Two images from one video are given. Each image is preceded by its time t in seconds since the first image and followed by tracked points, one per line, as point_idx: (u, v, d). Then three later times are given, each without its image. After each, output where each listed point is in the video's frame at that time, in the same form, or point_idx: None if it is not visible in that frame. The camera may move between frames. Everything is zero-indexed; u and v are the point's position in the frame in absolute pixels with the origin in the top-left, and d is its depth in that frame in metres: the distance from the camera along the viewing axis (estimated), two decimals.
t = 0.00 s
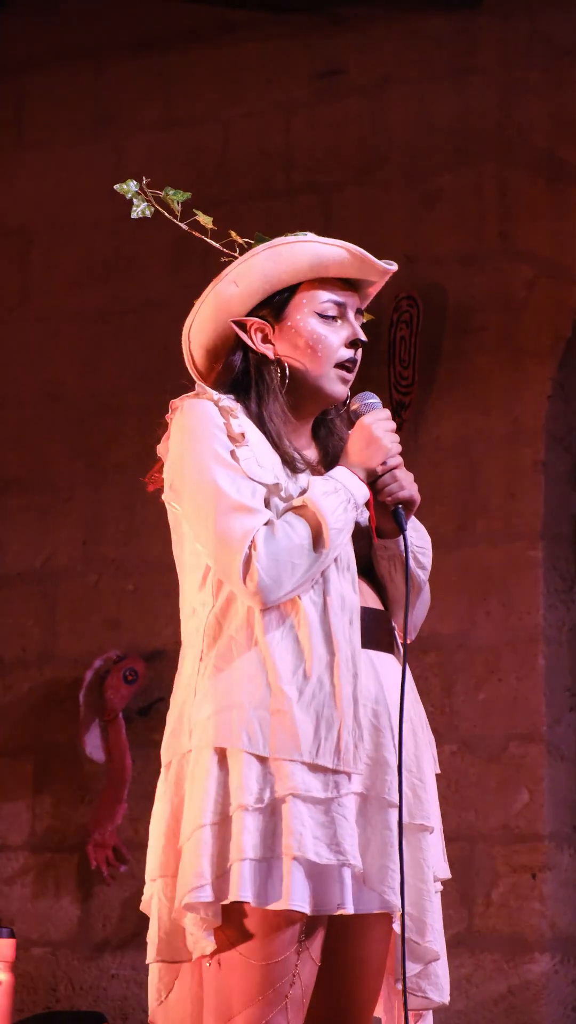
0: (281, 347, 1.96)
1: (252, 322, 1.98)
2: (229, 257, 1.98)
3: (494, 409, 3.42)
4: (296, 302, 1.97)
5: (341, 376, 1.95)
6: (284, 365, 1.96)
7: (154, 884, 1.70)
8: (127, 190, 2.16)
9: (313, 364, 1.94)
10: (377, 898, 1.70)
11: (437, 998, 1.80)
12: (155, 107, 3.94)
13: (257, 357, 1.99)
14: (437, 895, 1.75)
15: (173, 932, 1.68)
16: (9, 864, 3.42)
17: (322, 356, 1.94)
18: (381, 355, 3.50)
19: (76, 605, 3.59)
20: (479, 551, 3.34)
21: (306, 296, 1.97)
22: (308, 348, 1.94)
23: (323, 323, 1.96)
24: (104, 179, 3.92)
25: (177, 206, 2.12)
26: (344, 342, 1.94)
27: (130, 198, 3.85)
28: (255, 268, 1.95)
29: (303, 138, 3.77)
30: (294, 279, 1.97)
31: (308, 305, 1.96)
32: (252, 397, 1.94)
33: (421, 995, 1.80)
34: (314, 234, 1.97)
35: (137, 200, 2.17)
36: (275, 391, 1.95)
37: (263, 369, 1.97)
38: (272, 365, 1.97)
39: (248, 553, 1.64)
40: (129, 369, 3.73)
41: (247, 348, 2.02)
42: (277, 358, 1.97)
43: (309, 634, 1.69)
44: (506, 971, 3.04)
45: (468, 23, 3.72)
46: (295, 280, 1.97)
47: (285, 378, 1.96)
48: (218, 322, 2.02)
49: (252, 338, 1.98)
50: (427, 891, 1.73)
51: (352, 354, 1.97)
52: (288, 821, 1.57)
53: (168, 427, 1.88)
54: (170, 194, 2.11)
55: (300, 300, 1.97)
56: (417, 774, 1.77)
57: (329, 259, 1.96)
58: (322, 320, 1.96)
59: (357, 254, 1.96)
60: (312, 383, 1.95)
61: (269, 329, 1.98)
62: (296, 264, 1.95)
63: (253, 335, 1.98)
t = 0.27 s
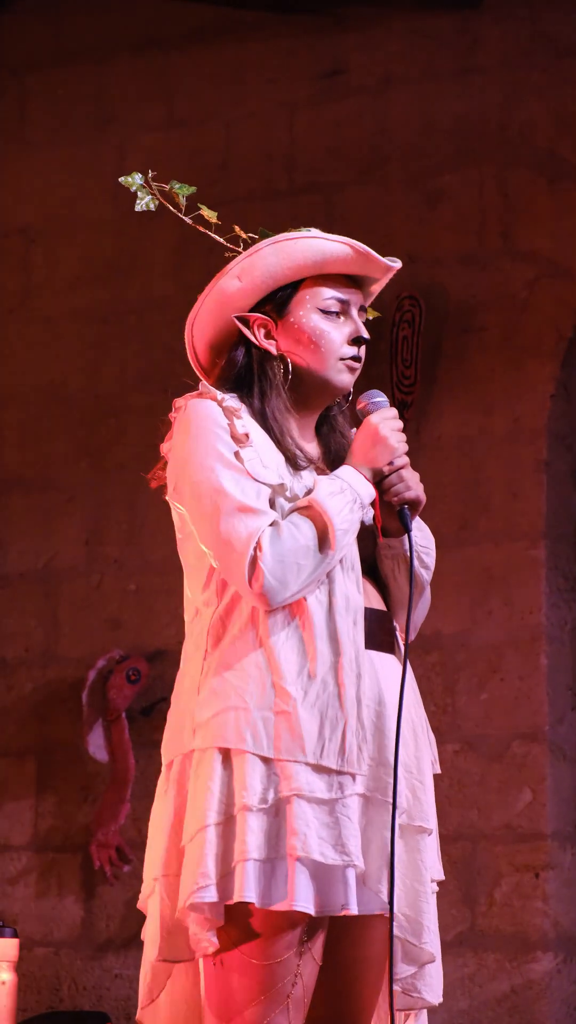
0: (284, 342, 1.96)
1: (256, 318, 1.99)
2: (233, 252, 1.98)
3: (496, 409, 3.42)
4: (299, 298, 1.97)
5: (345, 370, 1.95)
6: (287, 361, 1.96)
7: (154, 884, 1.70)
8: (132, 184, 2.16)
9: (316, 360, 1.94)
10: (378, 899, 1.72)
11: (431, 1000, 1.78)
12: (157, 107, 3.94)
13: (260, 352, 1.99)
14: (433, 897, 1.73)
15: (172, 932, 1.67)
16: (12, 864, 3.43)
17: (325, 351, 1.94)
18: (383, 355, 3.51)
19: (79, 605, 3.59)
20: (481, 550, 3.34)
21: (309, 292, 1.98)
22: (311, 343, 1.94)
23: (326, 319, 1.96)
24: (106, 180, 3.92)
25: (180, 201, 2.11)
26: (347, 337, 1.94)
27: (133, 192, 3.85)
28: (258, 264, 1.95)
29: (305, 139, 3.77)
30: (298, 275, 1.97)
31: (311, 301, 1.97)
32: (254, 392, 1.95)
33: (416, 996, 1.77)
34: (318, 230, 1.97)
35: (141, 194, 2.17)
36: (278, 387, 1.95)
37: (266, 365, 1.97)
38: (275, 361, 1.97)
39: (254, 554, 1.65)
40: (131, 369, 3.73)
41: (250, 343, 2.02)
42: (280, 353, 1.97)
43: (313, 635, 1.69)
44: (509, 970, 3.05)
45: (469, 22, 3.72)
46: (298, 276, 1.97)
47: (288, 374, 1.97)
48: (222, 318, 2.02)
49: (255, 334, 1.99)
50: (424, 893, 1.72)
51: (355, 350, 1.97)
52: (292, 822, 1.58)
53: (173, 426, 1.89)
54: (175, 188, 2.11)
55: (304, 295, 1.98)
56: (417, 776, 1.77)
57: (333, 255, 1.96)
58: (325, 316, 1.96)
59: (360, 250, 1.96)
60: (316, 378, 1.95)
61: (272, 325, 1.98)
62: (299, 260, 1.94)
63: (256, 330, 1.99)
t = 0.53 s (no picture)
0: (285, 349, 1.96)
1: (256, 323, 2.00)
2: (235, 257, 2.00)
3: (498, 410, 3.42)
4: (300, 305, 1.96)
5: (344, 377, 1.94)
6: (289, 366, 1.96)
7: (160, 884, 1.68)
8: (131, 189, 2.15)
9: (316, 366, 1.94)
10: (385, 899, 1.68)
11: (425, 1004, 1.81)
12: (159, 108, 3.94)
13: (262, 358, 2.00)
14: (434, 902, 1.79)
15: (177, 933, 1.66)
16: (14, 864, 3.43)
17: (325, 358, 1.93)
18: (385, 355, 3.51)
19: (81, 606, 3.59)
20: (483, 551, 3.34)
21: (310, 299, 1.96)
22: (311, 351, 1.93)
23: (327, 326, 1.95)
24: (108, 181, 3.92)
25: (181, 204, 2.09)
26: (347, 345, 1.93)
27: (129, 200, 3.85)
28: (258, 270, 1.96)
29: (307, 140, 3.77)
30: (297, 281, 1.96)
31: (311, 308, 1.96)
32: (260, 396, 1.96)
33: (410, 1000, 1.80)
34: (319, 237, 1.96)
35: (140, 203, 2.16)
36: (282, 391, 1.96)
37: (268, 370, 1.98)
38: (276, 366, 1.97)
39: (271, 548, 1.64)
40: (132, 370, 3.73)
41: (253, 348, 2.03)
42: (280, 358, 1.97)
43: (324, 634, 1.69)
44: (511, 971, 3.05)
45: (471, 22, 3.72)
46: (298, 283, 1.96)
47: (290, 379, 1.97)
48: (225, 322, 2.04)
49: (256, 339, 2.00)
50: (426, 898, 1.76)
51: (355, 356, 1.96)
52: (302, 823, 1.58)
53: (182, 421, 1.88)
54: (174, 191, 2.10)
55: (304, 301, 1.96)
56: (421, 778, 1.77)
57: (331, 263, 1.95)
58: (326, 323, 1.95)
59: (357, 258, 1.94)
60: (316, 384, 1.94)
61: (273, 330, 1.98)
62: (297, 267, 1.95)
63: (257, 336, 2.00)
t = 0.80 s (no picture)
0: (288, 355, 1.97)
1: (260, 329, 2.00)
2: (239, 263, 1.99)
3: (499, 412, 3.42)
4: (303, 312, 1.96)
5: (345, 386, 1.95)
6: (293, 373, 1.97)
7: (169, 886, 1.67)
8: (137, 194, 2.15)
9: (318, 374, 1.94)
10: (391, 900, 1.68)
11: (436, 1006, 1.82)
12: (160, 111, 3.95)
13: (266, 363, 2.00)
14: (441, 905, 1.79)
15: (186, 935, 1.65)
16: (14, 866, 3.42)
17: (328, 365, 1.94)
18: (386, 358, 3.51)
19: (82, 608, 3.59)
20: (484, 553, 3.34)
21: (313, 307, 1.96)
22: (314, 358, 1.94)
23: (330, 333, 1.95)
24: (109, 183, 3.92)
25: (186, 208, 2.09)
26: (350, 353, 1.94)
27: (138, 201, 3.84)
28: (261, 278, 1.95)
29: (308, 142, 3.77)
30: (301, 289, 1.95)
31: (315, 315, 1.95)
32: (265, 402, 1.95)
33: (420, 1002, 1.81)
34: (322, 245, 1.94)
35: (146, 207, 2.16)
36: (287, 397, 1.95)
37: (272, 376, 1.98)
38: (279, 372, 1.98)
39: (286, 550, 1.64)
40: (134, 372, 3.73)
41: (257, 354, 2.02)
42: (283, 364, 1.98)
43: (334, 636, 1.69)
44: (512, 974, 3.04)
45: (472, 25, 3.72)
46: (301, 291, 1.95)
47: (295, 384, 1.97)
48: (227, 327, 2.04)
49: (259, 346, 2.00)
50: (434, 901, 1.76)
51: (358, 363, 1.96)
52: (315, 825, 1.58)
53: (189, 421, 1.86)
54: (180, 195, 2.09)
55: (308, 309, 1.96)
56: (427, 782, 1.78)
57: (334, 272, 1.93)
58: (330, 330, 1.95)
59: (360, 267, 1.92)
60: (318, 390, 1.96)
61: (276, 337, 1.99)
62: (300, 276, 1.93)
63: (260, 342, 2.00)
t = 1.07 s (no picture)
0: (295, 361, 1.96)
1: (266, 335, 2.00)
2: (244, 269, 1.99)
3: (501, 417, 3.42)
4: (310, 317, 1.97)
5: (355, 390, 1.95)
6: (299, 378, 1.96)
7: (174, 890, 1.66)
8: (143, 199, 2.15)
9: (327, 379, 1.94)
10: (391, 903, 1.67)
11: (443, 1012, 1.81)
12: (162, 115, 3.95)
13: (271, 369, 1.99)
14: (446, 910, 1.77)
15: (192, 939, 1.64)
16: (16, 872, 3.42)
17: (336, 370, 1.94)
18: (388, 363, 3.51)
19: (84, 613, 3.59)
20: (486, 558, 3.34)
21: (320, 312, 1.97)
22: (322, 363, 1.94)
23: (338, 338, 1.96)
24: (111, 187, 3.92)
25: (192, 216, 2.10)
26: (358, 358, 1.94)
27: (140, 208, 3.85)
28: (269, 282, 1.95)
29: (310, 147, 3.77)
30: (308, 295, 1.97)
31: (322, 321, 1.96)
32: (268, 408, 1.95)
33: (427, 1009, 1.80)
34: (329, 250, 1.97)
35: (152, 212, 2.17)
36: (292, 403, 1.95)
37: (277, 381, 1.97)
38: (285, 377, 1.97)
39: (290, 557, 1.64)
40: (135, 377, 3.74)
41: (261, 360, 2.02)
42: (290, 370, 1.97)
43: (338, 642, 1.69)
44: (514, 980, 3.04)
45: (474, 30, 3.72)
46: (308, 296, 1.97)
47: (300, 391, 1.97)
48: (232, 334, 2.04)
49: (265, 352, 2.00)
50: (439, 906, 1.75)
51: (365, 368, 1.97)
52: (320, 830, 1.58)
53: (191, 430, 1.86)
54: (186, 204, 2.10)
55: (315, 314, 1.97)
56: (431, 787, 1.78)
57: (341, 276, 1.96)
58: (337, 335, 1.96)
59: (369, 271, 1.95)
60: (326, 397, 1.95)
61: (282, 343, 1.98)
62: (309, 280, 1.95)
63: (266, 349, 2.00)
